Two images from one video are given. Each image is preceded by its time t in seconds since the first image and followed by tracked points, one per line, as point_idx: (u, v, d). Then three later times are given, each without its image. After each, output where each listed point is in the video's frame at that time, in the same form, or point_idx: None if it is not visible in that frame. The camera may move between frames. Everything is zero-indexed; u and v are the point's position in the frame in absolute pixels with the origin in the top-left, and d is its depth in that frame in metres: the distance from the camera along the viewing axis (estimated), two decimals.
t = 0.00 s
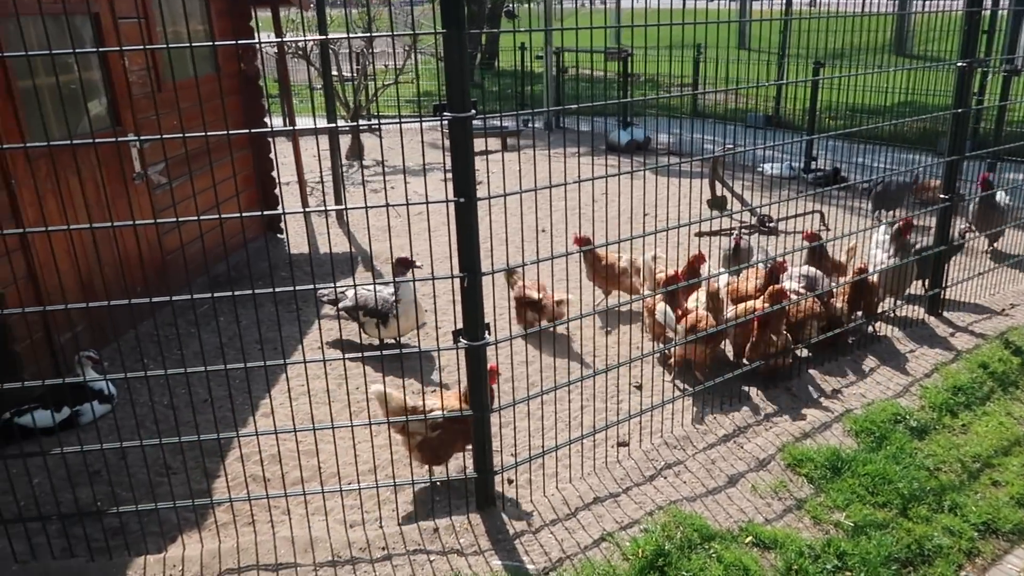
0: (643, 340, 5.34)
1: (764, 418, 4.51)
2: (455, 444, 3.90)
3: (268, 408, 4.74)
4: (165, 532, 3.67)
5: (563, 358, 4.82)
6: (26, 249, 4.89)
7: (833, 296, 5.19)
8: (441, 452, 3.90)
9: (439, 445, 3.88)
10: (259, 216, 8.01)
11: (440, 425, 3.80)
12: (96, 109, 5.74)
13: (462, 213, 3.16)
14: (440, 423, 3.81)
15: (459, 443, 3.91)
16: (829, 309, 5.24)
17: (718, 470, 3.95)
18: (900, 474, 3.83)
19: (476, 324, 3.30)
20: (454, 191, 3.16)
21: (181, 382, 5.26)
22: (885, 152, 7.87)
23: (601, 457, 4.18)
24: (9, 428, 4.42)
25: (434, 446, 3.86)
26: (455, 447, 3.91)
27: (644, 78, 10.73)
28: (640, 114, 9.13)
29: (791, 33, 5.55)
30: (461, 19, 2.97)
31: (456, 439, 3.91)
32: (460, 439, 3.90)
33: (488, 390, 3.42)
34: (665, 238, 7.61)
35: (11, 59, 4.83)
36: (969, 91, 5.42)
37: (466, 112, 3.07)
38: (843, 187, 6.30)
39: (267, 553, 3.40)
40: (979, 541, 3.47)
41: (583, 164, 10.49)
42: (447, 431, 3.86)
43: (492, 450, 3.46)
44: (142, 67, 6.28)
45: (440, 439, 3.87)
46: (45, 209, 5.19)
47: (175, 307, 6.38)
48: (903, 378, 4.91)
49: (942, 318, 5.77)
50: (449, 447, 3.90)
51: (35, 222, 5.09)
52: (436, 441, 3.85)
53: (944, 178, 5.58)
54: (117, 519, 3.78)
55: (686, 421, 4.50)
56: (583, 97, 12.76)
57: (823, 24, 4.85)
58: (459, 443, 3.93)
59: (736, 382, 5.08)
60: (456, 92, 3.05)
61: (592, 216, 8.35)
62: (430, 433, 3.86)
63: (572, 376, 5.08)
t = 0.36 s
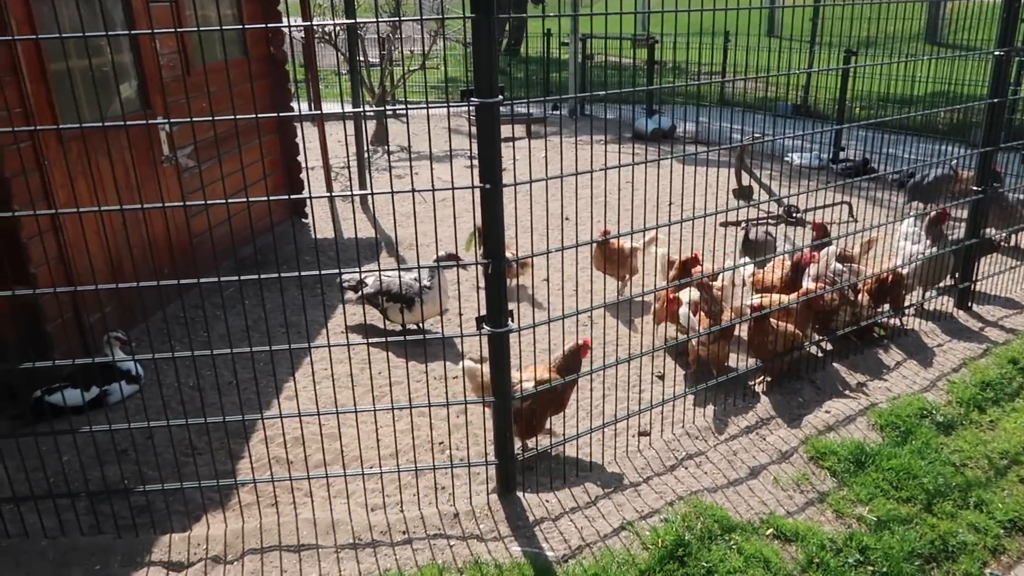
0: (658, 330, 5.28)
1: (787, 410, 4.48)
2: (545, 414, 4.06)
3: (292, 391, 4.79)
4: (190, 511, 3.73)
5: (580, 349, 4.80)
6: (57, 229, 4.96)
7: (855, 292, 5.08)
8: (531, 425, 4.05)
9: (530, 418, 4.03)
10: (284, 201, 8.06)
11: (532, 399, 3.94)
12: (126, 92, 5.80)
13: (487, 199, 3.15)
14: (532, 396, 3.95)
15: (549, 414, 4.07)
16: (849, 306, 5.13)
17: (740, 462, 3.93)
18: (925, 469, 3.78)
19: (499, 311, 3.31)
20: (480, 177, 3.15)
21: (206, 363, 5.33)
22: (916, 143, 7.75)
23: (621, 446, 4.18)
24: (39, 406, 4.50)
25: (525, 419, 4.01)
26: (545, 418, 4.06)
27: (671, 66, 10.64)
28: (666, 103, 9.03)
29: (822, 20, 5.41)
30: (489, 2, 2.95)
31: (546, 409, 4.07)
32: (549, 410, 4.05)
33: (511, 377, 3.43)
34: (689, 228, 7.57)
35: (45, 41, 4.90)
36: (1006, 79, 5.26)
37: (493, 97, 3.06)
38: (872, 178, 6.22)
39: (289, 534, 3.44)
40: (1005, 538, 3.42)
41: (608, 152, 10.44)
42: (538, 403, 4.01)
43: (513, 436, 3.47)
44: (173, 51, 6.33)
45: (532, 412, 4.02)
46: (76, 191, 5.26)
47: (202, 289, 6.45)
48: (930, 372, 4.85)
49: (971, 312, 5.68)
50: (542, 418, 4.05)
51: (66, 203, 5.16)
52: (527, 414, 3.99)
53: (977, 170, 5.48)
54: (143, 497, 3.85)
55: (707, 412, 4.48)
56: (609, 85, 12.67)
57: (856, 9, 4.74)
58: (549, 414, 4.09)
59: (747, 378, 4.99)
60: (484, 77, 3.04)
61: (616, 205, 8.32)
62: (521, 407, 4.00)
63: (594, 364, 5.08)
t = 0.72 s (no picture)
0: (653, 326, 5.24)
1: (788, 408, 4.48)
2: (594, 399, 4.21)
3: (293, 383, 4.80)
4: (190, 501, 3.74)
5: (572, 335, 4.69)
6: (61, 219, 4.97)
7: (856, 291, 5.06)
8: (580, 406, 4.19)
9: (581, 400, 4.17)
10: (286, 193, 8.06)
11: (588, 380, 4.10)
12: (131, 82, 5.80)
13: (489, 193, 3.15)
14: (586, 377, 4.12)
15: (598, 398, 4.22)
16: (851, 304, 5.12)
17: (740, 459, 3.93)
18: (925, 468, 3.78)
19: (500, 306, 3.31)
20: (482, 172, 3.15)
21: (208, 354, 5.34)
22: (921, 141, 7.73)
23: (621, 442, 4.19)
24: (41, 395, 4.51)
25: (577, 400, 4.15)
26: (595, 402, 4.20)
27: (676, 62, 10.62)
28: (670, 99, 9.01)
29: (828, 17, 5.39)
30: None
31: (596, 394, 4.22)
32: (600, 395, 4.21)
33: (512, 372, 3.42)
34: (691, 224, 7.57)
35: (50, 31, 4.89)
36: (1013, 78, 5.23)
37: (496, 92, 3.06)
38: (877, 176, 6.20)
39: (289, 526, 3.45)
40: (1003, 538, 3.41)
41: (612, 148, 10.43)
42: (590, 386, 4.16)
43: (513, 431, 3.48)
44: (178, 42, 6.33)
45: (583, 394, 4.16)
46: (80, 181, 5.27)
47: (204, 280, 6.47)
48: (931, 371, 4.84)
49: (974, 311, 5.67)
50: (592, 402, 4.19)
51: (70, 193, 5.17)
52: (580, 396, 4.14)
53: (983, 168, 5.45)
54: (143, 487, 3.86)
55: (708, 409, 4.49)
56: (614, 80, 12.65)
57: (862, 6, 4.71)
58: (598, 399, 4.23)
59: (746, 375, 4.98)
60: (488, 72, 3.04)
61: (619, 201, 8.32)
62: (574, 388, 4.15)
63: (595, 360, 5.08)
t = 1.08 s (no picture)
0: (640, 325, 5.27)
1: (777, 406, 4.50)
2: (603, 390, 4.28)
3: (283, 377, 4.79)
4: (177, 495, 3.73)
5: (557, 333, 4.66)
6: (49, 211, 4.94)
7: (845, 291, 5.12)
8: (589, 395, 4.25)
9: (591, 390, 4.24)
10: (278, 186, 8.04)
11: (599, 369, 4.18)
12: (122, 73, 5.76)
13: (480, 189, 3.15)
14: (597, 366, 4.20)
15: (607, 389, 4.28)
16: (839, 303, 5.17)
17: (728, 457, 3.95)
18: (912, 467, 3.80)
19: (490, 302, 3.31)
20: (474, 167, 3.15)
21: (197, 348, 5.32)
22: (911, 142, 7.77)
23: (610, 439, 4.20)
24: (29, 387, 4.49)
25: (587, 389, 4.21)
26: (604, 393, 4.27)
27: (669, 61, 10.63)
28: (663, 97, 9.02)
29: (821, 16, 5.39)
30: None
31: (605, 385, 4.29)
32: (610, 386, 4.28)
33: (502, 368, 3.42)
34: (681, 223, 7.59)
35: (40, 20, 4.86)
36: (1004, 80, 5.24)
37: (488, 87, 3.05)
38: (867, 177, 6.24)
39: (277, 520, 3.45)
40: (988, 536, 3.44)
41: (605, 145, 10.44)
42: (600, 376, 4.24)
43: (503, 427, 3.48)
44: (170, 33, 6.29)
45: (593, 384, 4.23)
46: (69, 172, 5.24)
47: (194, 274, 6.44)
48: (919, 370, 4.87)
49: (962, 311, 5.70)
50: (600, 392, 4.26)
51: (59, 184, 5.14)
52: (590, 384, 4.21)
53: (972, 169, 5.46)
54: (130, 481, 3.85)
55: (697, 406, 4.51)
56: (607, 78, 12.66)
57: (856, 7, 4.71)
58: (607, 391, 4.30)
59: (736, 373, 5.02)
60: (481, 66, 3.03)
61: (611, 198, 8.33)
62: (585, 377, 4.22)
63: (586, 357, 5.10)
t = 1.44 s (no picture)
0: (628, 330, 5.32)
1: (766, 407, 4.52)
2: (610, 382, 4.31)
3: (272, 376, 4.77)
4: (165, 494, 3.71)
5: (542, 331, 4.71)
6: (37, 208, 4.91)
7: (833, 293, 5.14)
8: (594, 386, 4.29)
9: (596, 382, 4.28)
10: (268, 185, 8.01)
11: (606, 362, 4.21)
12: (111, 70, 5.73)
13: (472, 189, 3.14)
14: (603, 359, 4.23)
15: (613, 382, 4.33)
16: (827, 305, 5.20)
17: (717, 457, 3.96)
18: (899, 468, 3.83)
19: (481, 302, 3.31)
20: (465, 167, 3.14)
21: (186, 347, 5.30)
22: (900, 146, 7.83)
23: (600, 439, 4.21)
24: (16, 385, 4.46)
25: (591, 380, 4.26)
26: (609, 385, 4.31)
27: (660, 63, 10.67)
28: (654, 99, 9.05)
29: (811, 19, 5.41)
30: None
31: (612, 377, 4.33)
32: (616, 378, 4.31)
33: (492, 369, 3.43)
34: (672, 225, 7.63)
35: (28, 15, 4.82)
36: (991, 84, 5.28)
37: (480, 87, 3.05)
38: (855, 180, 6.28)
39: (265, 519, 3.44)
40: (973, 537, 3.47)
41: (597, 146, 10.46)
42: (606, 369, 4.27)
43: (493, 428, 3.48)
44: (159, 29, 6.26)
45: (598, 376, 4.27)
46: (57, 169, 5.21)
47: (183, 272, 6.41)
48: (906, 372, 4.90)
49: (949, 314, 5.75)
50: (604, 384, 4.30)
51: (46, 181, 5.11)
52: (595, 376, 4.24)
53: (960, 173, 5.50)
54: (117, 479, 3.83)
55: (686, 407, 4.53)
56: (599, 79, 12.69)
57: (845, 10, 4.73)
58: (613, 383, 4.34)
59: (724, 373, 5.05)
60: (473, 66, 3.03)
61: (602, 199, 8.35)
62: (590, 369, 4.26)
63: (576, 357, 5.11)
